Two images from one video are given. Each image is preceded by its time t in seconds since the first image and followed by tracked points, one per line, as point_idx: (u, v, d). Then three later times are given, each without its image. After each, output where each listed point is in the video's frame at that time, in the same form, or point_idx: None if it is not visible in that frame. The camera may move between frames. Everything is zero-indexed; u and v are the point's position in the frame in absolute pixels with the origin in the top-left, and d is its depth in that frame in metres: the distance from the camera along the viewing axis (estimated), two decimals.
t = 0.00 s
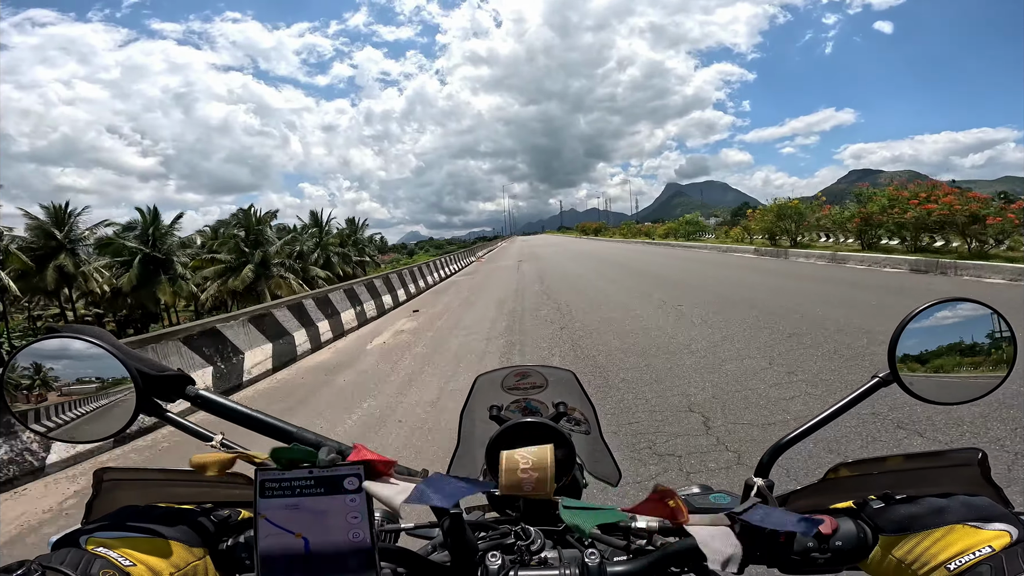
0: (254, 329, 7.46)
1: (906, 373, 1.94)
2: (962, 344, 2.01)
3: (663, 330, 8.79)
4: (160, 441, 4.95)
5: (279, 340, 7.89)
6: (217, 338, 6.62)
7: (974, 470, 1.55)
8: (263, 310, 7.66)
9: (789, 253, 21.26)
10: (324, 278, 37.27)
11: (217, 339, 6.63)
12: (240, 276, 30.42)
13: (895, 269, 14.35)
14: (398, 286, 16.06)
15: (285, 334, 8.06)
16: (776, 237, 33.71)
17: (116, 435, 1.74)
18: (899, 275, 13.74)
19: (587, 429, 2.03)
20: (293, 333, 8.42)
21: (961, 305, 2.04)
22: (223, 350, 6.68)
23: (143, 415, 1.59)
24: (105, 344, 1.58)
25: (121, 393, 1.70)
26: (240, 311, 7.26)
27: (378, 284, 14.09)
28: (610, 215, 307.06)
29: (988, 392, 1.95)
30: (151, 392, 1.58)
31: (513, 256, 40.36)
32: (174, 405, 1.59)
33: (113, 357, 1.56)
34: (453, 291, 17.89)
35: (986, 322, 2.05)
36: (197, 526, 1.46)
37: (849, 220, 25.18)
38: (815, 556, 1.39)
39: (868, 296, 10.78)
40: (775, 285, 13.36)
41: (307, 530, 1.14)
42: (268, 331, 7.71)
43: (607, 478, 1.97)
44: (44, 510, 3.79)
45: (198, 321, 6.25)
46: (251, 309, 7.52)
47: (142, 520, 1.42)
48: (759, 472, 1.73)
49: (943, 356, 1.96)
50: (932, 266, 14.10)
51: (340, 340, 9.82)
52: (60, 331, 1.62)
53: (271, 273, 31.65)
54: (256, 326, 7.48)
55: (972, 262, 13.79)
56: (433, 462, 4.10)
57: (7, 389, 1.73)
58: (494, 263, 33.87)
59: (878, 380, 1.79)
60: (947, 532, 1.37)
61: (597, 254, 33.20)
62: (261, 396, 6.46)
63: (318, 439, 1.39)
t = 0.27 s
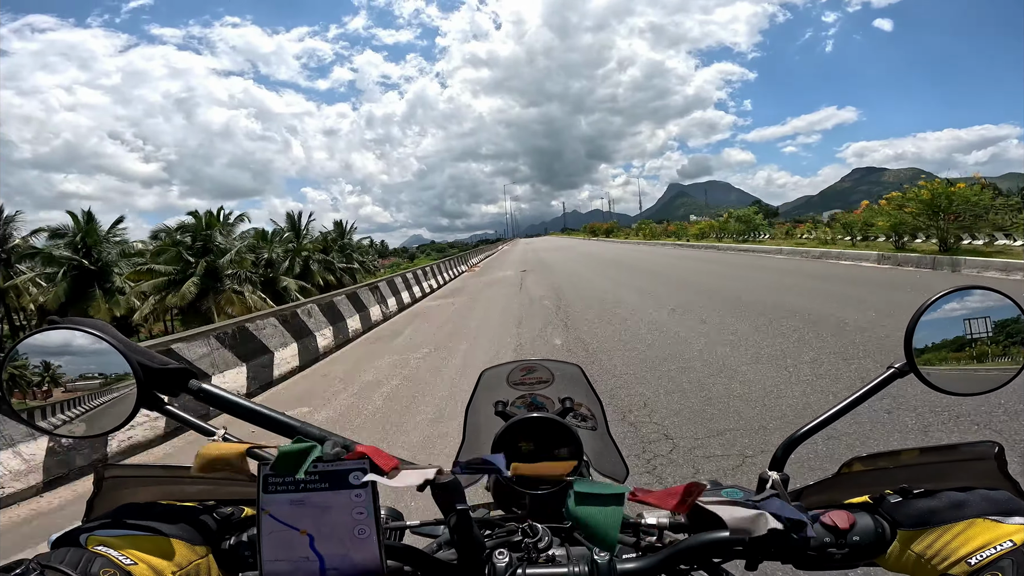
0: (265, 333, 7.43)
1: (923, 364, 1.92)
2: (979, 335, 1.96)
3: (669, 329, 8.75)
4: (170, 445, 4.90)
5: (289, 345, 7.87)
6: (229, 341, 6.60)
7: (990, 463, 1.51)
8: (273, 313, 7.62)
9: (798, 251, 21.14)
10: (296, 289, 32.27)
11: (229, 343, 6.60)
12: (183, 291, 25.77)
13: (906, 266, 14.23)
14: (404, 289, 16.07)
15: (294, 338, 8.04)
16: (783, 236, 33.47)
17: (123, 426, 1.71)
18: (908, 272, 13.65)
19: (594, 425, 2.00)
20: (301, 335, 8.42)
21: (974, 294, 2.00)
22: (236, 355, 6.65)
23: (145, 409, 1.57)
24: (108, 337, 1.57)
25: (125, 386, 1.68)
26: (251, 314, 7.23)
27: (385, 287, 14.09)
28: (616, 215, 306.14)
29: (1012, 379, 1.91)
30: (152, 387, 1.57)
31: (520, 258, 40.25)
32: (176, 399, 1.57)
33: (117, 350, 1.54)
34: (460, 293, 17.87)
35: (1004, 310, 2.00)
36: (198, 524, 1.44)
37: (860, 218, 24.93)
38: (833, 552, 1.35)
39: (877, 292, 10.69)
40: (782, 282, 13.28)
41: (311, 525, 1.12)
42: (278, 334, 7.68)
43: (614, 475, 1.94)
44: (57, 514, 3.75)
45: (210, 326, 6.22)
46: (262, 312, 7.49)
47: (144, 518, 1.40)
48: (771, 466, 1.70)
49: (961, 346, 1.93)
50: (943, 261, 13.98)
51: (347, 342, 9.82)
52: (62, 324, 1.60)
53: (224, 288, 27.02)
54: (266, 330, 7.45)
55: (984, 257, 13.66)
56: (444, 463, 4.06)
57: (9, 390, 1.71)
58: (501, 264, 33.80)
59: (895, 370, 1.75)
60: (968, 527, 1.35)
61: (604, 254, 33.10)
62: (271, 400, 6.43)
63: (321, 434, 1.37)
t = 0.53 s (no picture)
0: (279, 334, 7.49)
1: (921, 368, 1.92)
2: (977, 340, 1.99)
3: (676, 329, 8.75)
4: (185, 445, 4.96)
5: (302, 345, 7.93)
6: (249, 341, 6.65)
7: (989, 465, 1.54)
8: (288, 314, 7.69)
9: (811, 249, 21.02)
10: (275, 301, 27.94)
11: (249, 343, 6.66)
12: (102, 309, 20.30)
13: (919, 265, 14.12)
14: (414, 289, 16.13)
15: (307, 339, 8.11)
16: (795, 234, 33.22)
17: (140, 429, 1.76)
18: (919, 270, 13.54)
19: (598, 428, 2.03)
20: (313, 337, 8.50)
21: (973, 300, 2.03)
22: (252, 355, 6.70)
23: (161, 411, 1.62)
24: (126, 342, 1.62)
25: (139, 390, 1.73)
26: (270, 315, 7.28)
27: (396, 287, 14.17)
28: (621, 215, 305.61)
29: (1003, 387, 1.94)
30: (168, 389, 1.62)
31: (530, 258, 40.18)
32: (190, 403, 1.62)
33: (135, 354, 1.59)
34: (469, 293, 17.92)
35: (999, 317, 2.02)
36: (213, 523, 1.49)
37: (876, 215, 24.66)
38: (831, 552, 1.38)
39: (890, 291, 10.62)
40: (793, 281, 13.21)
41: (323, 524, 1.16)
42: (291, 335, 7.74)
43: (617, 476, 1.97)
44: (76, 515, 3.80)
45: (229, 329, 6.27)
46: (280, 312, 7.54)
47: (161, 517, 1.44)
48: (772, 468, 1.72)
49: (957, 352, 1.96)
50: (958, 259, 13.84)
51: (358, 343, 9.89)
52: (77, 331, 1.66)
53: (165, 302, 22.08)
54: (279, 331, 7.51)
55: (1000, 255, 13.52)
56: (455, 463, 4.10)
57: (36, 392, 1.80)
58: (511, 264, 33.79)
59: (893, 373, 1.78)
60: (964, 526, 1.37)
61: (614, 253, 33.03)
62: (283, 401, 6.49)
63: (332, 436, 1.42)
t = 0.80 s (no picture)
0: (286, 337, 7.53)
1: (920, 370, 1.93)
2: (978, 341, 2.00)
3: (682, 329, 8.75)
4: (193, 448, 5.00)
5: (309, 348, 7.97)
6: (256, 344, 6.69)
7: (991, 466, 1.54)
8: (295, 317, 7.73)
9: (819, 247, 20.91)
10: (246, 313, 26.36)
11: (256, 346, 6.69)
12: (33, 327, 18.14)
13: (929, 263, 14.02)
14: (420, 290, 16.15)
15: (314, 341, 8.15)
16: (803, 231, 32.93)
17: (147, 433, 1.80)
18: (929, 268, 13.41)
19: (600, 430, 2.04)
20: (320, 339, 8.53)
21: (974, 302, 2.05)
22: (259, 359, 6.73)
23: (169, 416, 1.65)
24: (134, 349, 1.65)
25: (147, 397, 1.78)
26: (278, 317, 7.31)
27: (402, 288, 14.20)
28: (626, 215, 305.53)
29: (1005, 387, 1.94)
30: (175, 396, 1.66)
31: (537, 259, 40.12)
32: (197, 408, 1.65)
33: (143, 360, 1.63)
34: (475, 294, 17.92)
35: (1000, 318, 2.04)
36: (220, 525, 1.51)
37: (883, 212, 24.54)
38: (831, 554, 1.38)
39: (899, 290, 10.56)
40: (801, 280, 13.16)
41: (328, 526, 1.17)
42: (298, 338, 7.78)
43: (621, 477, 1.98)
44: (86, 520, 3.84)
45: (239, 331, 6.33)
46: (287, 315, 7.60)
47: (168, 520, 1.46)
48: (771, 469, 1.74)
49: (958, 352, 1.97)
50: (969, 257, 13.72)
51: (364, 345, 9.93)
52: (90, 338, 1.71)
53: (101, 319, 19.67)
54: (286, 334, 7.54)
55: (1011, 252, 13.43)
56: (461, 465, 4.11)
57: (46, 398, 1.84)
58: (517, 265, 33.67)
59: (891, 375, 1.79)
60: (964, 528, 1.38)
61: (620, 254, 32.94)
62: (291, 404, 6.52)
63: (334, 439, 1.43)
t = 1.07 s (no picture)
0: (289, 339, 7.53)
1: (921, 375, 1.92)
2: (980, 342, 2.00)
3: (685, 332, 8.74)
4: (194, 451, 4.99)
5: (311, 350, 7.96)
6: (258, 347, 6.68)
7: (994, 472, 1.53)
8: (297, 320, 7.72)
9: (822, 250, 20.86)
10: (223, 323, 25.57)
11: (258, 348, 6.69)
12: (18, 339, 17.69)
13: (933, 266, 13.97)
14: (422, 293, 16.14)
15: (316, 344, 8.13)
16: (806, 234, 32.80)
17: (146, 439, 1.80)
18: (933, 270, 13.32)
19: (600, 435, 2.03)
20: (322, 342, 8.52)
21: (978, 304, 2.02)
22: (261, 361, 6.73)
23: (165, 421, 1.65)
24: (132, 354, 1.64)
25: (145, 401, 1.77)
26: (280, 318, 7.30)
27: (403, 291, 14.19)
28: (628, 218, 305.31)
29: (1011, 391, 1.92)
30: (173, 401, 1.65)
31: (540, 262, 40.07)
32: (194, 414, 1.64)
33: (140, 366, 1.62)
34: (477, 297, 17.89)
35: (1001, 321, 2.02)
36: (218, 531, 1.50)
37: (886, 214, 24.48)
38: (832, 561, 1.38)
39: (903, 292, 10.52)
40: (803, 283, 13.14)
41: (326, 534, 1.17)
42: (300, 340, 7.78)
43: (621, 483, 1.98)
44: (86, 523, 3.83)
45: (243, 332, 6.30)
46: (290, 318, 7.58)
47: (167, 525, 1.46)
48: (772, 477, 1.73)
49: (958, 355, 1.96)
50: (973, 259, 13.68)
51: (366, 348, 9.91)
52: (87, 340, 1.69)
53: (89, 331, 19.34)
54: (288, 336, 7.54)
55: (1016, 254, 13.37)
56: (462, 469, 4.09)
57: (47, 397, 1.84)
58: (519, 268, 33.64)
59: (894, 383, 1.77)
60: (967, 536, 1.36)
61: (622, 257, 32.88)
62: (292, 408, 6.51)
63: (333, 446, 1.43)
